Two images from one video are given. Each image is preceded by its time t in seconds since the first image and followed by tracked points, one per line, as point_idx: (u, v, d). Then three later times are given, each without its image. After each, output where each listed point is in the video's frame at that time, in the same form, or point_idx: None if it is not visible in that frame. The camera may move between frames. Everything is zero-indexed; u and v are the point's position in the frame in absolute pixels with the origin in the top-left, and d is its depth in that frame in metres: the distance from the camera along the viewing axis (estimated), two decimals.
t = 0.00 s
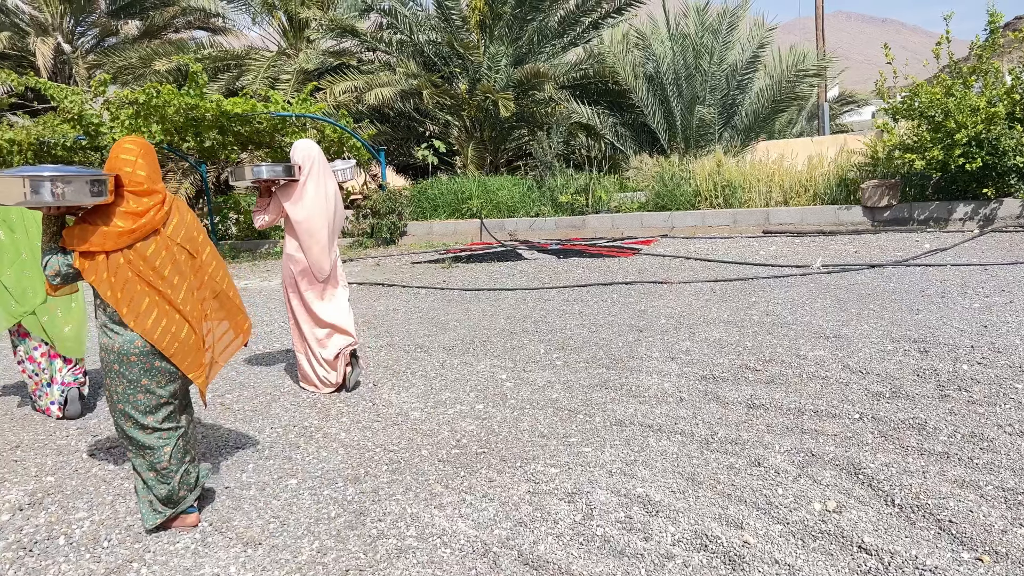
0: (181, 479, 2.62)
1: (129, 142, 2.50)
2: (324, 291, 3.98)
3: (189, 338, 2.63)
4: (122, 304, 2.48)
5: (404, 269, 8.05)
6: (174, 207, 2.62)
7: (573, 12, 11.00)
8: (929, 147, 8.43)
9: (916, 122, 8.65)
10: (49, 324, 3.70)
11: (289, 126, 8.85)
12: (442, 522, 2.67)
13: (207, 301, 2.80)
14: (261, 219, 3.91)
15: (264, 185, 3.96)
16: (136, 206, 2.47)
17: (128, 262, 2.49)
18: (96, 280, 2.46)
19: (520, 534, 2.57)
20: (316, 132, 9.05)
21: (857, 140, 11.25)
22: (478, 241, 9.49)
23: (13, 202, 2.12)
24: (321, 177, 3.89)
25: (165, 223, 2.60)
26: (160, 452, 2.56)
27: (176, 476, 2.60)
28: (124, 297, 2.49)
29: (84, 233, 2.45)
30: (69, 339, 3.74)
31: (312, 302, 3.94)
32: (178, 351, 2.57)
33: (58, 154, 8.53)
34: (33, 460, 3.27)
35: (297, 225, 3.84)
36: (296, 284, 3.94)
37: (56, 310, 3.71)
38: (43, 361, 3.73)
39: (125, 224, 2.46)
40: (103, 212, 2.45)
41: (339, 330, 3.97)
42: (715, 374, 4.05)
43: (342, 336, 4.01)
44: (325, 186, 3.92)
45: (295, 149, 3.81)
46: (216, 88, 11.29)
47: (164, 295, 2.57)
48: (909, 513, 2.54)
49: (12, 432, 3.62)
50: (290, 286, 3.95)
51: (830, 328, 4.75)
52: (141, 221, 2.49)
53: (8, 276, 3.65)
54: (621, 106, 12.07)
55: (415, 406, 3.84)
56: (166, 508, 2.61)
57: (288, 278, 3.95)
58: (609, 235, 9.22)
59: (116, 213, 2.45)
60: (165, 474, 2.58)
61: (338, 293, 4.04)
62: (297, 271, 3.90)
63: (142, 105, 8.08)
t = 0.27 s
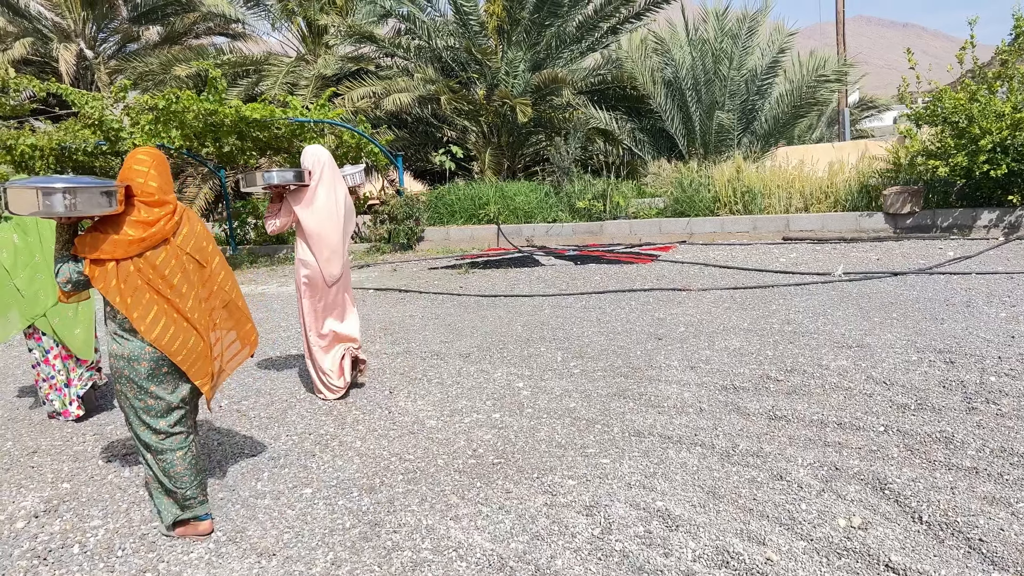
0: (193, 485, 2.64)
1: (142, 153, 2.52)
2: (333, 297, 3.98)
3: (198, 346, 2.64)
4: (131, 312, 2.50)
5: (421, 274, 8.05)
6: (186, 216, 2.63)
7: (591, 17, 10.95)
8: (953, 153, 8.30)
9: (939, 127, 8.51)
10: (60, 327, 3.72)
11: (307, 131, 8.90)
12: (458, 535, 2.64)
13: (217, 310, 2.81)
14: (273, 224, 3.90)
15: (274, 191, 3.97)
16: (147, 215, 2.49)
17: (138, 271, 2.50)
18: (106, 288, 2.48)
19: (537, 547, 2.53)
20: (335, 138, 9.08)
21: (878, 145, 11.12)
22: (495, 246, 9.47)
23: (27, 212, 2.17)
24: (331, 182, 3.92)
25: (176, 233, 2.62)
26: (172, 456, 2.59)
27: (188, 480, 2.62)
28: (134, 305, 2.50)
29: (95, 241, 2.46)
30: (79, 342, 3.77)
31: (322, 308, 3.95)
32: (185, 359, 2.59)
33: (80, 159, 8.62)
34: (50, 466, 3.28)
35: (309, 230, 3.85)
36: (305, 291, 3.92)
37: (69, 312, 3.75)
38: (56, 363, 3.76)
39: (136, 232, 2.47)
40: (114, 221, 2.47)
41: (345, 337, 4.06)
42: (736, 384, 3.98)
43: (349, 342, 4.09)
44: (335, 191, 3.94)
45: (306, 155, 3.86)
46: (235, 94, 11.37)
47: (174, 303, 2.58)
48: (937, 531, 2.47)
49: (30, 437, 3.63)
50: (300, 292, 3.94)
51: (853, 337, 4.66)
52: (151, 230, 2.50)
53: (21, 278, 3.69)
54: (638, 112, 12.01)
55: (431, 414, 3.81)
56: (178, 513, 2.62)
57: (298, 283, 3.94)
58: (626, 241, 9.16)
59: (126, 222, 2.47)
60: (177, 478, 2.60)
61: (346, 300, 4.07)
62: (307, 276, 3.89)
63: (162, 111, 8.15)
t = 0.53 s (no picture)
0: (195, 486, 2.63)
1: (148, 161, 2.55)
2: (335, 301, 3.98)
3: (198, 353, 2.65)
4: (134, 317, 2.50)
5: (429, 278, 8.04)
6: (189, 224, 2.65)
7: (600, 21, 10.94)
8: (965, 157, 8.22)
9: (951, 131, 8.44)
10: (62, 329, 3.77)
11: (316, 135, 8.92)
12: (465, 543, 2.61)
13: (218, 318, 2.81)
14: (276, 227, 3.92)
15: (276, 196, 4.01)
16: (151, 222, 2.51)
17: (141, 277, 2.52)
18: (109, 293, 2.49)
19: (545, 556, 2.50)
20: (343, 141, 9.09)
21: (889, 148, 11.05)
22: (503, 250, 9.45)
23: (33, 220, 2.21)
24: (334, 185, 3.98)
25: (180, 240, 2.63)
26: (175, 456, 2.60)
27: (189, 482, 2.61)
28: (137, 310, 2.51)
29: (99, 247, 2.48)
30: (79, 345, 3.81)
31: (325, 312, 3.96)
32: (186, 364, 2.59)
33: (89, 163, 8.66)
34: (57, 471, 3.28)
35: (313, 232, 3.89)
36: (309, 294, 3.92)
37: (71, 315, 3.80)
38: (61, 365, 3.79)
39: (140, 239, 2.49)
40: (118, 228, 2.49)
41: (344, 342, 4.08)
42: (746, 391, 3.94)
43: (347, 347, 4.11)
44: (338, 195, 4.00)
45: (309, 159, 3.92)
46: (244, 98, 11.41)
47: (176, 309, 2.59)
48: (952, 541, 2.42)
49: (37, 441, 3.63)
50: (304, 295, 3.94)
51: (865, 343, 4.61)
52: (155, 237, 2.52)
53: (26, 281, 3.78)
54: (647, 115, 11.98)
55: (439, 419, 3.79)
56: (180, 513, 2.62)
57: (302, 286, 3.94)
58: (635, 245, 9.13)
59: (130, 228, 2.49)
60: (179, 478, 2.60)
61: (348, 306, 4.08)
62: (312, 279, 3.91)
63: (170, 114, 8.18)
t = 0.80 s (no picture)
0: (189, 484, 2.62)
1: (148, 166, 2.63)
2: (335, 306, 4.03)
3: (196, 355, 2.71)
4: (133, 319, 2.58)
5: (433, 282, 8.03)
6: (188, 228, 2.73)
7: (605, 24, 10.92)
8: (973, 159, 8.16)
9: (959, 133, 8.38)
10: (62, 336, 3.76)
11: (320, 139, 8.93)
12: (469, 550, 2.59)
13: (216, 323, 2.88)
14: (276, 230, 3.96)
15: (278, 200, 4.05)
16: (151, 226, 2.59)
17: (141, 280, 2.59)
18: (110, 296, 2.57)
19: (549, 563, 2.48)
20: (348, 145, 9.10)
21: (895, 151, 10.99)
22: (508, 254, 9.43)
23: (34, 224, 2.26)
24: (335, 190, 3.97)
25: (179, 244, 2.71)
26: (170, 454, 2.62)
27: (184, 479, 2.61)
28: (137, 313, 2.58)
29: (100, 251, 2.56)
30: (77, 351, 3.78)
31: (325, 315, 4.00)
32: (184, 367, 2.66)
33: (95, 167, 8.68)
34: (60, 476, 3.27)
35: (313, 234, 3.90)
36: (312, 297, 3.96)
37: (72, 320, 3.77)
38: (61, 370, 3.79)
39: (140, 242, 2.57)
40: (119, 232, 2.57)
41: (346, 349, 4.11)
42: (753, 396, 3.90)
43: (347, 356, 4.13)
44: (339, 199, 3.99)
45: (310, 163, 3.93)
46: (250, 101, 11.43)
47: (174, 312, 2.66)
48: (963, 549, 2.39)
49: (41, 446, 3.62)
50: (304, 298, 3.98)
51: (873, 347, 4.57)
52: (155, 240, 2.60)
53: (28, 285, 3.76)
54: (653, 118, 11.96)
55: (443, 424, 3.77)
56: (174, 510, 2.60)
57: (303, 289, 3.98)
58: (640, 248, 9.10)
59: (131, 232, 2.57)
60: (173, 476, 2.61)
61: (348, 310, 4.11)
62: (314, 282, 3.94)
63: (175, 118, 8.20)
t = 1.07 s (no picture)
0: (163, 471, 2.62)
1: (139, 167, 2.67)
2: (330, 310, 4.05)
3: (184, 357, 2.74)
4: (122, 319, 2.62)
5: (434, 286, 8.00)
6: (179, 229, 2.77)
7: (605, 27, 10.90)
8: (976, 160, 8.12)
9: (961, 135, 8.34)
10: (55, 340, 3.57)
11: (321, 143, 8.93)
12: (470, 559, 2.55)
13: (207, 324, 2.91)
14: (270, 236, 3.97)
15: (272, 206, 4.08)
16: (142, 226, 2.63)
17: (131, 281, 2.63)
18: (101, 296, 2.61)
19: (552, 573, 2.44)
20: (348, 149, 9.09)
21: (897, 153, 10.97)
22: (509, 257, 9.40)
23: (26, 230, 2.32)
24: (328, 198, 4.02)
25: (169, 245, 2.75)
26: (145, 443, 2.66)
27: (158, 466, 2.61)
28: (127, 313, 2.62)
29: (92, 252, 2.61)
30: (69, 357, 3.59)
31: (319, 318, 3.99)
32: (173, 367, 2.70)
33: (95, 172, 8.66)
34: (57, 484, 3.24)
35: (306, 240, 3.94)
36: (308, 302, 3.97)
37: (64, 326, 3.58)
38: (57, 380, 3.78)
39: (131, 242, 2.61)
40: (110, 232, 2.61)
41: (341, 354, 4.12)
42: (757, 401, 3.87)
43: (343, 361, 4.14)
44: (332, 207, 4.04)
45: (303, 171, 3.99)
46: (250, 106, 11.42)
47: (164, 313, 2.69)
48: (972, 557, 2.35)
49: (38, 454, 3.59)
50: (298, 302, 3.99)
51: (877, 351, 4.54)
52: (146, 240, 2.64)
53: (22, 290, 3.67)
54: (653, 121, 11.94)
55: (444, 431, 3.73)
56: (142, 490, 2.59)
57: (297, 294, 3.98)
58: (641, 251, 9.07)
59: (121, 232, 2.61)
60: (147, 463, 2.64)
61: (341, 314, 4.13)
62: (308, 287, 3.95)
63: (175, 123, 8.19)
